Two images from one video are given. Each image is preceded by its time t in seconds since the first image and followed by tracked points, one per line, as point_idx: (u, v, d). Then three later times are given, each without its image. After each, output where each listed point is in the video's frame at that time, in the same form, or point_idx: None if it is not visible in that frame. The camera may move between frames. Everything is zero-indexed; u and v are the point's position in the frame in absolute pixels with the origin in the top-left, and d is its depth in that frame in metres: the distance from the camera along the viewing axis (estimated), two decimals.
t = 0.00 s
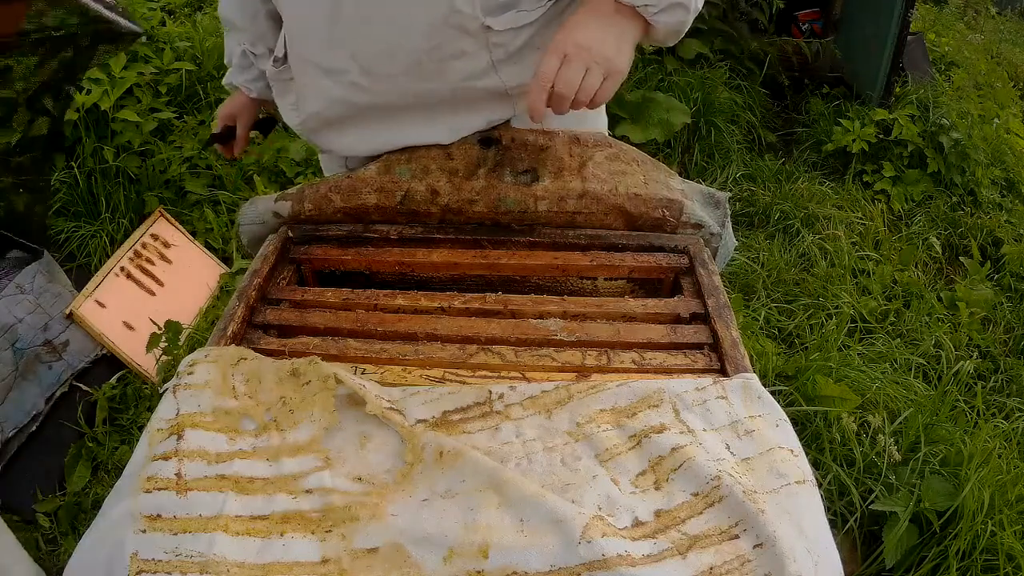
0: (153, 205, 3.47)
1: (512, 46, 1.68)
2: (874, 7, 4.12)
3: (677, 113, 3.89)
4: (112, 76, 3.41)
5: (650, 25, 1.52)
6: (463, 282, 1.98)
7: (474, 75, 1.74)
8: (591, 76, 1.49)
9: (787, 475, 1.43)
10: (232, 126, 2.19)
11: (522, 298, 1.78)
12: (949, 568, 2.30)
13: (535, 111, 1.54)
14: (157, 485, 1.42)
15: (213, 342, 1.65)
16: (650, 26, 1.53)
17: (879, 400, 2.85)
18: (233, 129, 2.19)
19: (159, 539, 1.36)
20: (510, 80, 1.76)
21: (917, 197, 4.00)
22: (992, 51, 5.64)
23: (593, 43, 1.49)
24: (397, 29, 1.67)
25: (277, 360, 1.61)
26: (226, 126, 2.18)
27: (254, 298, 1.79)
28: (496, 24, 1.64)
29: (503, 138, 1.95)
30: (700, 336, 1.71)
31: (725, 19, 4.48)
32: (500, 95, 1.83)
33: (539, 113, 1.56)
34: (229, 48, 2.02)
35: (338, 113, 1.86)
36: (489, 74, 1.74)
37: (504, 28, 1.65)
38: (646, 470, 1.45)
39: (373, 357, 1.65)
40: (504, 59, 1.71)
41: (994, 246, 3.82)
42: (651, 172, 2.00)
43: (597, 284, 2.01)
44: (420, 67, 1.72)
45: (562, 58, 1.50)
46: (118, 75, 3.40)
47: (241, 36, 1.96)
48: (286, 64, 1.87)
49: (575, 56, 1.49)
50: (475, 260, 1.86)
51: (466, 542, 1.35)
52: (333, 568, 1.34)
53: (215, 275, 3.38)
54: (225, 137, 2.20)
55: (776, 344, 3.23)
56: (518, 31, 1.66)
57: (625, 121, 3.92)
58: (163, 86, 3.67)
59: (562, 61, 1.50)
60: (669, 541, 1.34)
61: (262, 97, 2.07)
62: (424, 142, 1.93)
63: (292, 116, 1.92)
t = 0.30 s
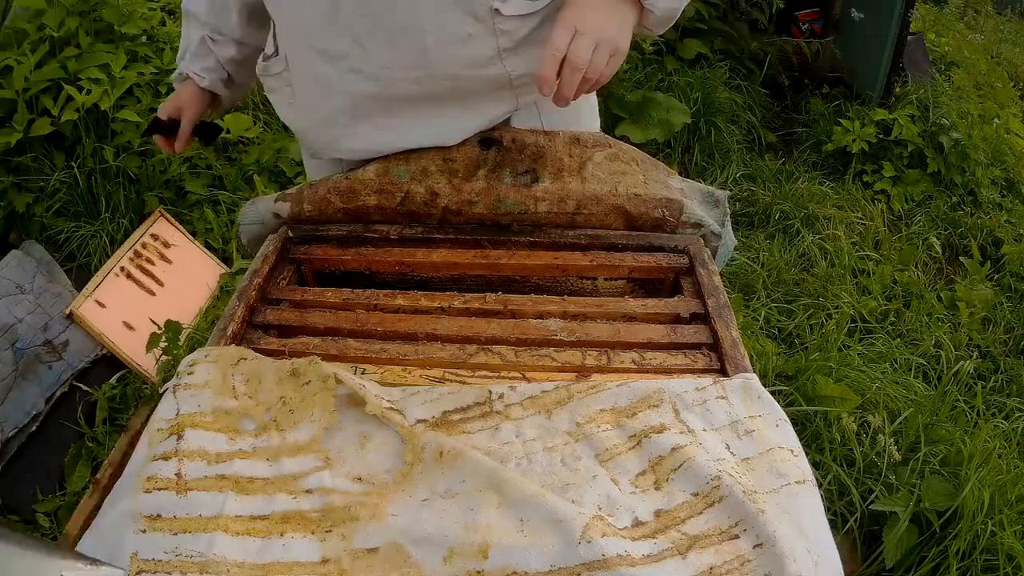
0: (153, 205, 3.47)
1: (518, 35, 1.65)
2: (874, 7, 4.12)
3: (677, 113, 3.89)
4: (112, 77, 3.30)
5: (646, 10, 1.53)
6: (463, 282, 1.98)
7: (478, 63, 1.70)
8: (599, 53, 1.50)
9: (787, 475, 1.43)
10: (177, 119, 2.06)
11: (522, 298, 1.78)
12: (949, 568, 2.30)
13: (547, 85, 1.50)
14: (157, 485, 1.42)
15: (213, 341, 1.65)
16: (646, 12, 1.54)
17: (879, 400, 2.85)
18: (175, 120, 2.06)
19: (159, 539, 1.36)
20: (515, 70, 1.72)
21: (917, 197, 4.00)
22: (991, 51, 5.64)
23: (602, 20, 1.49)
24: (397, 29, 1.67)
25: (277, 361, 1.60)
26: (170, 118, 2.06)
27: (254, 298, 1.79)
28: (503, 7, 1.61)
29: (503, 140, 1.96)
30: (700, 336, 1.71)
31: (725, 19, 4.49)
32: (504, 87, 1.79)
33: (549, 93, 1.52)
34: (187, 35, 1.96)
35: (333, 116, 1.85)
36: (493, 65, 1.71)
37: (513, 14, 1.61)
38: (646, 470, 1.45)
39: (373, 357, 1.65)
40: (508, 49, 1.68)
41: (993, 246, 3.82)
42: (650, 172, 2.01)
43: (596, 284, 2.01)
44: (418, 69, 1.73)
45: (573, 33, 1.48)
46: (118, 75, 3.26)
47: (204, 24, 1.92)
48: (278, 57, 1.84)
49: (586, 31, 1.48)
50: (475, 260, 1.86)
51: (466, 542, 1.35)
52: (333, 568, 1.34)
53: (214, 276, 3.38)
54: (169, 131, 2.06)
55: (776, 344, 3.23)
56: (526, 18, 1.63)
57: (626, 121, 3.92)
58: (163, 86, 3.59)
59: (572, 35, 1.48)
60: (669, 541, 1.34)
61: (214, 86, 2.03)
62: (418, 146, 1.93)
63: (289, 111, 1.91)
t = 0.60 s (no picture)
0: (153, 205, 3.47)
1: (518, 32, 1.67)
2: (874, 7, 4.12)
3: (676, 113, 3.90)
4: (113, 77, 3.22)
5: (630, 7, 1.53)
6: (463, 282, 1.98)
7: (479, 60, 1.72)
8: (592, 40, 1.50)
9: (787, 475, 1.43)
10: (100, 88, 1.97)
11: (522, 298, 1.78)
12: (949, 568, 2.30)
13: (540, 69, 1.48)
14: (157, 485, 1.42)
15: (214, 342, 1.65)
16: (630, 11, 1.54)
17: (879, 400, 2.84)
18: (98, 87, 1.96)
19: (159, 539, 1.35)
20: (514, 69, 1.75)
21: (917, 197, 4.00)
22: (991, 51, 5.64)
23: (598, 9, 1.49)
24: (398, 28, 1.68)
25: (277, 361, 1.61)
26: (94, 84, 1.95)
27: (254, 298, 1.79)
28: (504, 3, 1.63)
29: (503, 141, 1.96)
30: (700, 336, 1.71)
31: (725, 19, 4.50)
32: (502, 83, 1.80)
33: (540, 78, 1.51)
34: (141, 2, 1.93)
35: (331, 116, 1.84)
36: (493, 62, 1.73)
37: (514, 11, 1.64)
38: (646, 470, 1.45)
39: (373, 357, 1.65)
40: (509, 46, 1.70)
41: (993, 246, 3.82)
42: (650, 172, 2.01)
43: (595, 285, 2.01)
44: (419, 68, 1.74)
45: (568, 19, 1.48)
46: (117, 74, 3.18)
47: None
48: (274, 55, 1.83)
49: (583, 18, 1.48)
50: (475, 260, 1.86)
51: (467, 543, 1.34)
52: (333, 568, 1.34)
53: (215, 276, 3.35)
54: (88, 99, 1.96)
55: (777, 344, 3.23)
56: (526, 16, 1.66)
57: (626, 121, 3.92)
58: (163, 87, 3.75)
59: (569, 20, 1.48)
60: (669, 541, 1.34)
61: (145, 55, 1.94)
62: (413, 145, 1.91)
63: (283, 110, 1.90)
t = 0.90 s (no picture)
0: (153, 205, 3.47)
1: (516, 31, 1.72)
2: (874, 7, 4.12)
3: (676, 113, 3.91)
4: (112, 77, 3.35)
5: None
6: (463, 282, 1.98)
7: (478, 60, 1.74)
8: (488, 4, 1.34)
9: (787, 475, 1.43)
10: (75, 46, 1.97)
11: (522, 298, 1.78)
12: (949, 568, 2.29)
13: (420, 18, 1.33)
14: (157, 486, 1.42)
15: (214, 342, 1.65)
16: None
17: (879, 400, 2.84)
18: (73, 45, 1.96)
19: (160, 539, 1.35)
20: (511, 67, 1.78)
21: (917, 197, 4.00)
22: (991, 51, 5.64)
23: None
24: (397, 29, 1.68)
25: (277, 361, 1.61)
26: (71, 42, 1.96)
27: (254, 298, 1.79)
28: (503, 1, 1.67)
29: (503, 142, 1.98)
30: (700, 336, 1.71)
31: (725, 19, 4.50)
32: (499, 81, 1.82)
33: (420, 29, 1.34)
34: None
35: (330, 115, 1.84)
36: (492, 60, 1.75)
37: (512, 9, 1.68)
38: (646, 470, 1.45)
39: (373, 357, 1.65)
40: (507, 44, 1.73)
41: (993, 246, 3.82)
42: (649, 172, 2.01)
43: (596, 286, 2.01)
44: (418, 69, 1.74)
45: None
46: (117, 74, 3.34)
47: None
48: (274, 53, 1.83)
49: None
50: (475, 260, 1.86)
51: (467, 543, 1.34)
52: (333, 568, 1.34)
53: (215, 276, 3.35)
54: (63, 54, 1.96)
55: (776, 344, 3.23)
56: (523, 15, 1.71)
57: (626, 121, 3.92)
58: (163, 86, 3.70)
59: None
60: (669, 541, 1.34)
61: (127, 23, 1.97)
62: (411, 144, 1.92)
63: (282, 109, 1.90)
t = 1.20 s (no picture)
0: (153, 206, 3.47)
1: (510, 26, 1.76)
2: (874, 7, 4.12)
3: (676, 113, 3.91)
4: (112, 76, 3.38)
5: None
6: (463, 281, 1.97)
7: (471, 50, 1.76)
8: None
9: (787, 475, 1.43)
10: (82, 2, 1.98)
11: (522, 298, 1.78)
12: (949, 568, 2.30)
13: None
14: (157, 485, 1.42)
15: (213, 342, 1.65)
16: None
17: (879, 400, 2.84)
18: None
19: (160, 539, 1.35)
20: (506, 61, 1.80)
21: (917, 197, 4.00)
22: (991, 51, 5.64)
23: None
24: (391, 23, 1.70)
25: (277, 360, 1.61)
26: None
27: (254, 298, 1.79)
28: None
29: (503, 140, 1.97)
30: (700, 336, 1.71)
31: (724, 20, 4.50)
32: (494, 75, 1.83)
33: None
34: None
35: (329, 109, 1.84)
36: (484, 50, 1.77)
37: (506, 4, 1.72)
38: (646, 470, 1.45)
39: (373, 357, 1.65)
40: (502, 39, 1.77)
41: (994, 246, 3.82)
42: (650, 172, 2.02)
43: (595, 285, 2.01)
44: (417, 63, 1.75)
45: None
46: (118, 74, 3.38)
47: None
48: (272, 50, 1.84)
49: None
50: (475, 260, 1.86)
51: (467, 542, 1.34)
52: (333, 568, 1.34)
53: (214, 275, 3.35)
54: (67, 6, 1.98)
55: (776, 344, 3.23)
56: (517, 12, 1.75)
57: (626, 121, 3.93)
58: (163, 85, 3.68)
59: None
60: (669, 541, 1.34)
61: None
62: (407, 140, 1.90)
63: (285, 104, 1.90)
